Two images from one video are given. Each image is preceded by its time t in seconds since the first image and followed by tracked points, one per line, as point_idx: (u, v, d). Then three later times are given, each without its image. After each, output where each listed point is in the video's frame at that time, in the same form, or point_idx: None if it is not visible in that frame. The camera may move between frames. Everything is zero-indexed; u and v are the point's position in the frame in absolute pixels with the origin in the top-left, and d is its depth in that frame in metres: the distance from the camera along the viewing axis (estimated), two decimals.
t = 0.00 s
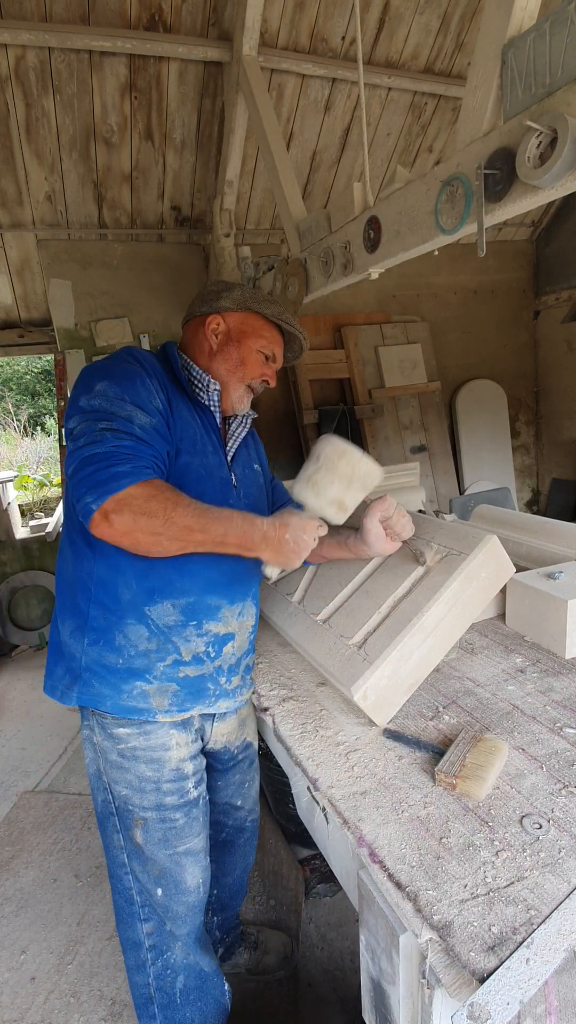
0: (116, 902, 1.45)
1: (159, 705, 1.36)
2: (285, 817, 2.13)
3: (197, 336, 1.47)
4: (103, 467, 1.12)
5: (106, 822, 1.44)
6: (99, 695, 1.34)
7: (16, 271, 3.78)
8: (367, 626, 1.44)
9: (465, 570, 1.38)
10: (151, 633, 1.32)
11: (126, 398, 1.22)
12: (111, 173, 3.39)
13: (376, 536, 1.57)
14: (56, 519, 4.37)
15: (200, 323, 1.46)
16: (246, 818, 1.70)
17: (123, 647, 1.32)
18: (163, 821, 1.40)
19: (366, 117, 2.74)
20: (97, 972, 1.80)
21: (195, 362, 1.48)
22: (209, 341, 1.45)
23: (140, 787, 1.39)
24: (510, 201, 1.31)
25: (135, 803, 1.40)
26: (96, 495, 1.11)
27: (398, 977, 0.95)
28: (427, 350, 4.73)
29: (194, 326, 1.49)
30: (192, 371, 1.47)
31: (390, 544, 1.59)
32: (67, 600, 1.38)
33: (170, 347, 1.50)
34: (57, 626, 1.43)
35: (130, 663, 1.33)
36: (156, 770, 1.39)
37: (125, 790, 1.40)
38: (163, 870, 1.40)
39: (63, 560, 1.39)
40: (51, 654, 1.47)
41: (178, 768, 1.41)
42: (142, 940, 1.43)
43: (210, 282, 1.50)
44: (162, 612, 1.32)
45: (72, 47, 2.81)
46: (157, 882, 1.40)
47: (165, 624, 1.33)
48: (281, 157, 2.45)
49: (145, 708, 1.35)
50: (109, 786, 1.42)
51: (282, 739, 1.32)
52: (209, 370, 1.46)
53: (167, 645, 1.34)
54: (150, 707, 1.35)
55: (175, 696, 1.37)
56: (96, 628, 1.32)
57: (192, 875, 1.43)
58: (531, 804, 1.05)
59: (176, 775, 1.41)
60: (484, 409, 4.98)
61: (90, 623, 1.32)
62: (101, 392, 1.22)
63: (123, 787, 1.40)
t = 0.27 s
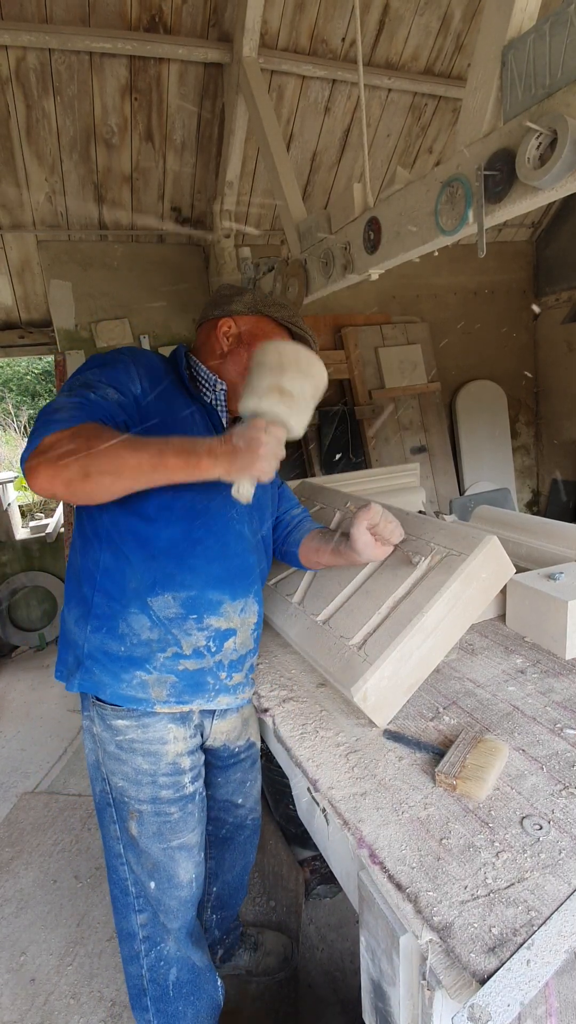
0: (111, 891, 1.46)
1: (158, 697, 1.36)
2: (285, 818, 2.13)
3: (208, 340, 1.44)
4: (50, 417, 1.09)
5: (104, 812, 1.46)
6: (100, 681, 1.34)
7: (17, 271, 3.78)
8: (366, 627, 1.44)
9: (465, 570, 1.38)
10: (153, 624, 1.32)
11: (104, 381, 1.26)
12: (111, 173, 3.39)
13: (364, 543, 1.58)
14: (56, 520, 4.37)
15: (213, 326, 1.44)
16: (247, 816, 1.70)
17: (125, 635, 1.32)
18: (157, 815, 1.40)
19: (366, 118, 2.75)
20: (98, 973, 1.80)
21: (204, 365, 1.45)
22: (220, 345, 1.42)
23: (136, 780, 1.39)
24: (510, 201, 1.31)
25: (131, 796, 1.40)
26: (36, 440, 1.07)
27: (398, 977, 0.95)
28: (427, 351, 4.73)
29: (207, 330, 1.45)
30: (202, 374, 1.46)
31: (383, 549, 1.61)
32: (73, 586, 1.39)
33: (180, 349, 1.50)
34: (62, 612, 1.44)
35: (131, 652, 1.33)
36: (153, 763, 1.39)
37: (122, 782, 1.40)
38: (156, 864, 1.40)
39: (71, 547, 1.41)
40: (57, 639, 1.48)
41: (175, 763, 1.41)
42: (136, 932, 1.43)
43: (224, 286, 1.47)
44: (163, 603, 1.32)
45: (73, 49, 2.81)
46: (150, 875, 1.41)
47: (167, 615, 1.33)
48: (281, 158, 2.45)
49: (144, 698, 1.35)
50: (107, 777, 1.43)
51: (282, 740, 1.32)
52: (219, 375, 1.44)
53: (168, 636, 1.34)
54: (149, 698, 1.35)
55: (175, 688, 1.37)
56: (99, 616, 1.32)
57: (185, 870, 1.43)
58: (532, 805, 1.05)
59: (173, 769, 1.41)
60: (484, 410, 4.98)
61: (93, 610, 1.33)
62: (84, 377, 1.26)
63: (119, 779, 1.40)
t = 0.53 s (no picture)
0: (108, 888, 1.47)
1: (154, 693, 1.36)
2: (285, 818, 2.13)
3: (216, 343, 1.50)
4: (95, 428, 1.10)
5: (100, 809, 1.47)
6: (96, 676, 1.35)
7: (17, 271, 3.78)
8: (366, 626, 1.44)
9: (465, 570, 1.38)
10: (150, 620, 1.32)
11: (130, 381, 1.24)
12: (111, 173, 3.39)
13: (374, 537, 1.57)
14: (56, 519, 4.37)
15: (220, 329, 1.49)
16: (244, 815, 1.70)
17: (122, 631, 1.32)
18: (150, 813, 1.40)
19: (365, 118, 2.75)
20: (98, 973, 1.80)
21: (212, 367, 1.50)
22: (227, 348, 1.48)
23: (129, 778, 1.40)
24: (510, 201, 1.31)
25: (124, 793, 1.40)
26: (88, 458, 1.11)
27: (398, 978, 0.95)
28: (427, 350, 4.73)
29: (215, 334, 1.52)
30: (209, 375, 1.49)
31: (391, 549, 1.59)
32: (72, 581, 1.40)
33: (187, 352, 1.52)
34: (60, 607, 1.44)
35: (127, 648, 1.33)
36: (146, 761, 1.39)
37: (116, 779, 1.41)
38: (149, 863, 1.41)
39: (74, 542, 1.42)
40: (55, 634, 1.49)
41: (168, 762, 1.41)
42: (134, 929, 1.44)
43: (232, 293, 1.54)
44: (162, 599, 1.32)
45: (72, 48, 2.81)
46: (143, 873, 1.41)
47: (164, 612, 1.33)
48: (281, 158, 2.45)
49: (140, 694, 1.35)
50: (102, 773, 1.44)
51: (281, 739, 1.32)
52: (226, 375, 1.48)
53: (165, 632, 1.34)
54: (145, 694, 1.36)
55: (170, 684, 1.37)
56: (97, 612, 1.33)
57: (178, 869, 1.42)
58: (532, 805, 1.05)
59: (166, 767, 1.41)
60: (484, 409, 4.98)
61: (91, 605, 1.33)
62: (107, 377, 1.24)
63: (113, 776, 1.41)
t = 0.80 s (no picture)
0: (112, 888, 1.46)
1: (156, 692, 1.36)
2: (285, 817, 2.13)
3: (212, 343, 1.50)
4: (71, 432, 1.14)
5: (103, 807, 1.46)
6: (99, 676, 1.34)
7: (17, 271, 3.78)
8: (366, 626, 1.44)
9: (465, 570, 1.38)
10: (153, 618, 1.33)
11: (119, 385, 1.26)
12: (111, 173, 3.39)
13: (368, 542, 1.55)
14: (56, 519, 4.37)
15: (216, 332, 1.49)
16: (246, 816, 1.70)
17: (125, 630, 1.33)
18: (155, 810, 1.40)
19: (366, 117, 2.74)
20: (98, 972, 1.80)
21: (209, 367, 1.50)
22: (223, 349, 1.48)
23: (133, 775, 1.39)
24: (510, 201, 1.31)
25: (129, 790, 1.40)
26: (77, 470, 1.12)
27: (399, 978, 0.95)
28: (427, 350, 4.73)
29: (210, 334, 1.51)
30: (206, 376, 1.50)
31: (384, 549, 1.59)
32: (73, 581, 1.40)
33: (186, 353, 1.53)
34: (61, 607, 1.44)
35: (130, 646, 1.34)
36: (151, 758, 1.39)
37: (120, 776, 1.41)
38: (154, 860, 1.40)
39: (74, 541, 1.42)
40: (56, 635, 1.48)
41: (172, 758, 1.41)
42: (136, 930, 1.43)
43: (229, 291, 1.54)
44: (163, 597, 1.33)
45: (72, 48, 2.81)
46: (148, 871, 1.41)
47: (167, 610, 1.33)
48: (281, 158, 2.45)
49: (143, 693, 1.35)
50: (105, 771, 1.43)
51: (282, 740, 1.32)
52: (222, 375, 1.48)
53: (167, 631, 1.34)
54: (148, 692, 1.35)
55: (173, 683, 1.37)
56: (99, 611, 1.32)
57: (183, 867, 1.42)
58: (531, 804, 1.05)
59: (171, 763, 1.41)
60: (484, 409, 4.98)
61: (92, 604, 1.33)
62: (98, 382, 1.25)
63: (118, 773, 1.41)
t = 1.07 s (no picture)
0: (111, 885, 1.47)
1: (158, 687, 1.36)
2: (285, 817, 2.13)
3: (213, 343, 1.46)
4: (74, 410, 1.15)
5: (103, 805, 1.46)
6: (100, 671, 1.35)
7: (16, 271, 3.78)
8: (366, 626, 1.44)
9: (465, 569, 1.38)
10: (154, 615, 1.33)
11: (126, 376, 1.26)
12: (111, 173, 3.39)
13: (376, 532, 1.57)
14: (55, 519, 4.37)
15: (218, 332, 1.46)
16: (246, 817, 1.70)
17: (126, 626, 1.33)
18: (154, 807, 1.40)
19: (366, 117, 2.74)
20: (98, 972, 1.81)
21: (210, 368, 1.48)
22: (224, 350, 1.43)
23: (133, 772, 1.40)
24: (510, 201, 1.31)
25: (129, 787, 1.40)
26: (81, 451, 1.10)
27: (398, 977, 0.95)
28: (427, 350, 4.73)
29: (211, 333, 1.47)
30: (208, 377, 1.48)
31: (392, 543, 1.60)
32: (75, 578, 1.40)
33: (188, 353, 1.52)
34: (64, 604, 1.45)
35: (132, 642, 1.34)
36: (151, 755, 1.39)
37: (120, 774, 1.41)
38: (153, 858, 1.41)
39: (77, 538, 1.42)
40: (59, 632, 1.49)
41: (173, 756, 1.41)
42: (135, 926, 1.44)
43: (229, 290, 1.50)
44: (165, 594, 1.33)
45: (72, 48, 2.81)
46: (147, 869, 1.41)
47: (168, 606, 1.33)
48: (281, 158, 2.45)
49: (144, 690, 1.35)
50: (105, 768, 1.43)
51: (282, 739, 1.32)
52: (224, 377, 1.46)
53: (169, 627, 1.34)
54: (149, 688, 1.36)
55: (174, 679, 1.37)
56: (101, 607, 1.33)
57: (182, 866, 1.42)
58: (531, 804, 1.05)
59: (171, 760, 1.41)
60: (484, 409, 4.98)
61: (95, 600, 1.34)
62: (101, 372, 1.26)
63: (118, 771, 1.41)
